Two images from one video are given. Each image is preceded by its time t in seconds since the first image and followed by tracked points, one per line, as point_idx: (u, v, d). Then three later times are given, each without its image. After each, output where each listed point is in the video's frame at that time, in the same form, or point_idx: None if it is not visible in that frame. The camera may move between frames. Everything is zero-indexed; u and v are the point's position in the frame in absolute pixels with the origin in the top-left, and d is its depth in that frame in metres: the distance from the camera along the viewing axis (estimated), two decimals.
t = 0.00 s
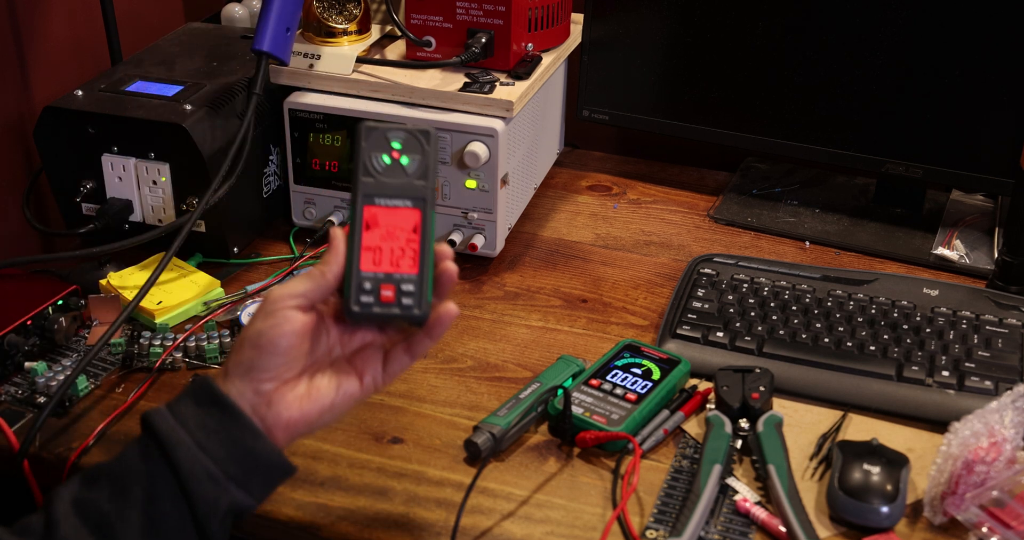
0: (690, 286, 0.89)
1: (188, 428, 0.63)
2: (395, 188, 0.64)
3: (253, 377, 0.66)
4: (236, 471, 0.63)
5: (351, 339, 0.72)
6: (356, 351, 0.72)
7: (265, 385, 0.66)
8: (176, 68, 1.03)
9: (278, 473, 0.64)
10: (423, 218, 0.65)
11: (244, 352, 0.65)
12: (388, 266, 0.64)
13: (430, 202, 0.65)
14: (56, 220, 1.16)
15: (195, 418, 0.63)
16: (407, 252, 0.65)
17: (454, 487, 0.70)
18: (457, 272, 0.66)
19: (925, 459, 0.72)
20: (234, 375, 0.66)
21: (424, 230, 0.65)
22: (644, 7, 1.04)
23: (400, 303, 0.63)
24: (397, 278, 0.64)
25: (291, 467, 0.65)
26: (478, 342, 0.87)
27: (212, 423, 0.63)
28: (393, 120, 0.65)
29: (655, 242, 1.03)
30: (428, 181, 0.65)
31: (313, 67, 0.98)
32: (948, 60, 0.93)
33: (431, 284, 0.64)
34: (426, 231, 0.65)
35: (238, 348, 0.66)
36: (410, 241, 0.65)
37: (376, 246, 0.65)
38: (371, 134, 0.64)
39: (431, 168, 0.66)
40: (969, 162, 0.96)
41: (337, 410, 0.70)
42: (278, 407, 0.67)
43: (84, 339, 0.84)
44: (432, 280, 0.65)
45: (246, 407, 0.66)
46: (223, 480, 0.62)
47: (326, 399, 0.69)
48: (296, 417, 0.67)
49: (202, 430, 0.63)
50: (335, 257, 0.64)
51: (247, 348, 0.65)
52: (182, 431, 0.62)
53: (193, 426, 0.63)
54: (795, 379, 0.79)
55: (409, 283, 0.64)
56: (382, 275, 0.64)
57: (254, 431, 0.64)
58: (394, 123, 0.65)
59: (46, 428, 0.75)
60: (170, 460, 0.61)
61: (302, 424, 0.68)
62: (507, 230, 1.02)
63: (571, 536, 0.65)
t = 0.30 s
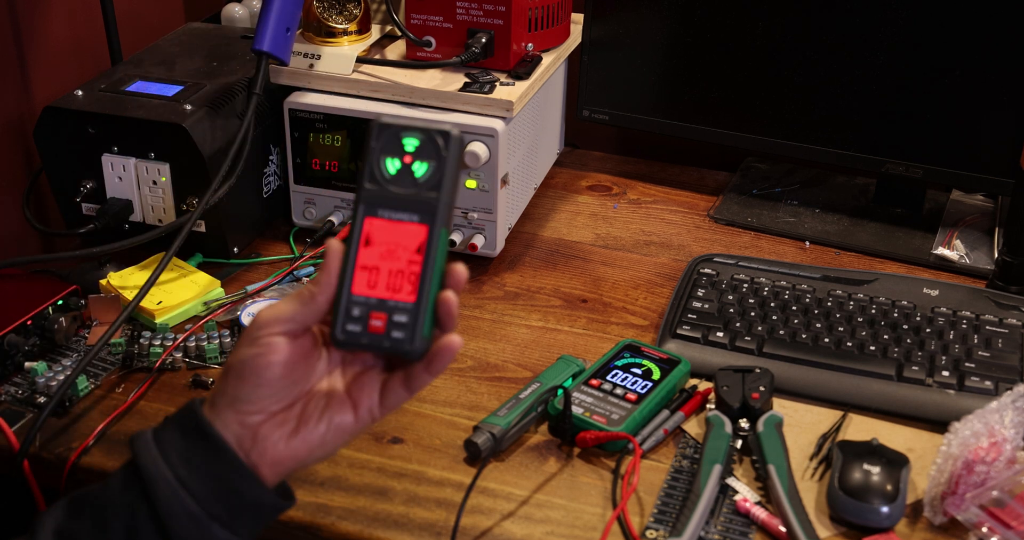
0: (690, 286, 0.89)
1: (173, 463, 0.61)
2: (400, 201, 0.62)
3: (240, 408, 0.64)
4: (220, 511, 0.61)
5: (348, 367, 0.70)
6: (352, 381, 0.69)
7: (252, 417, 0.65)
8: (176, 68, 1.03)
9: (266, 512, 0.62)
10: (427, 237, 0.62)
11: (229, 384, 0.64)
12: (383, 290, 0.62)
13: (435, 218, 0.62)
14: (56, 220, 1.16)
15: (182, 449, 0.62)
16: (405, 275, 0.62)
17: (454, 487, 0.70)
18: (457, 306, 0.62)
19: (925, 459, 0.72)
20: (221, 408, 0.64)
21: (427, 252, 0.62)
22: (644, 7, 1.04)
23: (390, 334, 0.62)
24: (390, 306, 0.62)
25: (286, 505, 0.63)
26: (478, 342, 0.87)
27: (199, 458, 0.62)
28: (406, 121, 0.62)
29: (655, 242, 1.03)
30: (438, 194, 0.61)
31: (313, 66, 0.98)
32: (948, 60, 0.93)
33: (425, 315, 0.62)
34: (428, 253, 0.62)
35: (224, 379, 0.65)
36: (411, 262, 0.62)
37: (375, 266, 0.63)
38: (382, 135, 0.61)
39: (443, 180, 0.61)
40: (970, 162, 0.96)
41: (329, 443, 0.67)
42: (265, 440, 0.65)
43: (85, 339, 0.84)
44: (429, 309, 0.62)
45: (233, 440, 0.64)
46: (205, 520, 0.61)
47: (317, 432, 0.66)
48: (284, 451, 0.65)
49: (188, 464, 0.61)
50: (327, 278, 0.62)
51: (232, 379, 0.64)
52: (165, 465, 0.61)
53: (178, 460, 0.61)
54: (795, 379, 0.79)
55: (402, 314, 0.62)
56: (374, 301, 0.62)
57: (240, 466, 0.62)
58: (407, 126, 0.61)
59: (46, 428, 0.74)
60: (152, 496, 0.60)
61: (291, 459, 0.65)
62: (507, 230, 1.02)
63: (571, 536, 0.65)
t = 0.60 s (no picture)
0: (690, 286, 0.89)
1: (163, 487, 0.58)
2: (401, 222, 0.58)
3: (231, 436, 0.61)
4: None
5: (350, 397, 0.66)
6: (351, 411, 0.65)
7: (245, 445, 0.62)
8: (176, 68, 1.03)
9: None
10: (429, 262, 0.58)
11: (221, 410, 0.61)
12: (379, 318, 0.59)
13: (438, 242, 0.57)
14: (57, 221, 1.16)
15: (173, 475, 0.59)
16: (402, 302, 0.58)
17: (454, 487, 0.70)
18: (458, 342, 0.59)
19: (925, 459, 0.72)
20: (212, 434, 0.62)
21: (428, 278, 0.58)
22: (644, 7, 1.04)
23: (384, 366, 0.58)
24: (386, 335, 0.58)
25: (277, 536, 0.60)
26: (478, 342, 0.87)
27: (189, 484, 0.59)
28: (412, 136, 0.57)
29: (655, 242, 1.03)
30: (442, 216, 0.57)
31: (313, 66, 0.98)
32: (948, 60, 0.93)
33: (422, 347, 0.58)
34: (427, 280, 0.58)
35: (217, 405, 0.62)
36: (412, 289, 0.58)
37: (373, 290, 0.59)
38: (386, 150, 0.57)
39: (447, 201, 0.57)
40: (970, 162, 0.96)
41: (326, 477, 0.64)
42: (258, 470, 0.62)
43: (85, 339, 0.84)
44: (428, 339, 0.58)
45: (224, 469, 0.61)
46: None
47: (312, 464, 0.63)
48: (276, 483, 0.62)
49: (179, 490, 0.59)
50: (325, 303, 0.59)
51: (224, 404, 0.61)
52: (155, 490, 0.58)
53: (167, 486, 0.59)
54: (795, 380, 0.79)
55: (398, 343, 0.58)
56: (370, 329, 0.59)
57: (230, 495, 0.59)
58: (412, 141, 0.57)
59: (46, 428, 0.74)
60: (139, 523, 0.57)
61: (283, 492, 0.62)
62: (507, 230, 1.02)
63: (571, 536, 0.65)
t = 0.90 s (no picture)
0: (691, 286, 0.89)
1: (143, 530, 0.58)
2: (393, 261, 0.56)
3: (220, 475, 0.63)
4: None
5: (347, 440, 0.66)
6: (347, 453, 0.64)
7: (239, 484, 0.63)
8: (176, 68, 1.03)
9: None
10: (423, 302, 0.56)
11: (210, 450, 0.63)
12: (371, 363, 0.57)
13: (432, 282, 0.56)
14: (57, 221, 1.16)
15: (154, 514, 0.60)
16: (395, 346, 0.57)
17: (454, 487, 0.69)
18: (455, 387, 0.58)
19: (925, 459, 0.72)
20: (201, 472, 0.63)
21: (421, 321, 0.56)
22: (644, 7, 1.04)
23: (376, 413, 0.56)
24: (378, 381, 0.56)
25: None
26: (478, 342, 0.87)
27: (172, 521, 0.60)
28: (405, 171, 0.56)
29: (655, 242, 1.03)
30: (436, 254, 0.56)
31: (313, 66, 0.98)
32: (948, 60, 0.93)
33: (415, 394, 0.56)
34: (420, 323, 0.56)
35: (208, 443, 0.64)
36: (405, 332, 0.57)
37: (365, 333, 0.58)
38: (380, 185, 0.56)
39: (441, 238, 0.56)
40: (970, 162, 0.96)
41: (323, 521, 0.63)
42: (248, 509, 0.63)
43: (85, 339, 0.84)
44: (421, 386, 0.56)
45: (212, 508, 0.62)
46: None
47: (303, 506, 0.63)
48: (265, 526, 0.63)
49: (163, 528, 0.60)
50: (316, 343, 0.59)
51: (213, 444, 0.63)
52: (142, 529, 0.59)
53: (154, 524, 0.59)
54: (795, 380, 0.79)
55: (390, 391, 0.56)
56: (361, 375, 0.57)
57: (216, 536, 0.60)
58: (405, 177, 0.56)
59: (46, 428, 0.74)
60: None
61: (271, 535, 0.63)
62: (507, 230, 1.02)
63: (571, 536, 0.65)
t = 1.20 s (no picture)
0: (691, 286, 0.89)
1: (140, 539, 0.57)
2: (400, 278, 0.56)
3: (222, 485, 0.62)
4: None
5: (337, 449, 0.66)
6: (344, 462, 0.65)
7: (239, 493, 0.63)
8: (176, 68, 1.03)
9: None
10: (432, 319, 0.56)
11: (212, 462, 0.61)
12: (383, 379, 0.57)
13: (441, 300, 0.56)
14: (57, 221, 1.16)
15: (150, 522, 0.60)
16: (406, 362, 0.57)
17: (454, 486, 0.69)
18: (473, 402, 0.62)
19: (925, 459, 0.72)
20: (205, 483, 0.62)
21: (431, 338, 0.56)
22: (644, 7, 1.04)
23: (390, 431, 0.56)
24: (390, 399, 0.57)
25: None
26: (478, 342, 0.87)
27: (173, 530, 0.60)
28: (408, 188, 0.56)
29: (655, 242, 1.03)
30: (444, 272, 0.56)
31: (313, 67, 0.98)
32: (948, 60, 0.93)
33: (429, 412, 0.56)
34: (431, 338, 0.56)
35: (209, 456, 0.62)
36: (415, 349, 0.57)
37: (374, 350, 0.58)
38: (383, 204, 0.56)
39: (448, 256, 0.56)
40: (970, 162, 0.96)
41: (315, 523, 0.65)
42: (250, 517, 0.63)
43: (85, 339, 0.84)
44: (434, 403, 0.57)
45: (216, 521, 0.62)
46: None
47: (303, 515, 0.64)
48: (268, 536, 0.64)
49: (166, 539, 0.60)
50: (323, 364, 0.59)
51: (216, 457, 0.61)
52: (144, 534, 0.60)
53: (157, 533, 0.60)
54: (795, 380, 0.79)
55: (404, 408, 0.57)
56: (373, 394, 0.57)
57: None
58: (408, 195, 0.56)
59: (46, 428, 0.74)
60: None
61: None
62: (507, 230, 1.02)
63: (571, 536, 0.65)
